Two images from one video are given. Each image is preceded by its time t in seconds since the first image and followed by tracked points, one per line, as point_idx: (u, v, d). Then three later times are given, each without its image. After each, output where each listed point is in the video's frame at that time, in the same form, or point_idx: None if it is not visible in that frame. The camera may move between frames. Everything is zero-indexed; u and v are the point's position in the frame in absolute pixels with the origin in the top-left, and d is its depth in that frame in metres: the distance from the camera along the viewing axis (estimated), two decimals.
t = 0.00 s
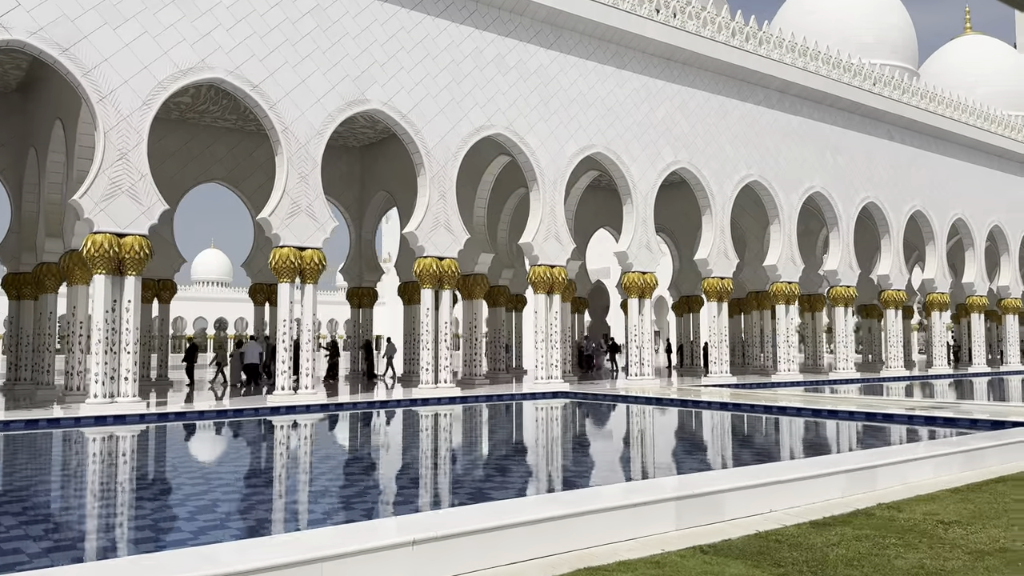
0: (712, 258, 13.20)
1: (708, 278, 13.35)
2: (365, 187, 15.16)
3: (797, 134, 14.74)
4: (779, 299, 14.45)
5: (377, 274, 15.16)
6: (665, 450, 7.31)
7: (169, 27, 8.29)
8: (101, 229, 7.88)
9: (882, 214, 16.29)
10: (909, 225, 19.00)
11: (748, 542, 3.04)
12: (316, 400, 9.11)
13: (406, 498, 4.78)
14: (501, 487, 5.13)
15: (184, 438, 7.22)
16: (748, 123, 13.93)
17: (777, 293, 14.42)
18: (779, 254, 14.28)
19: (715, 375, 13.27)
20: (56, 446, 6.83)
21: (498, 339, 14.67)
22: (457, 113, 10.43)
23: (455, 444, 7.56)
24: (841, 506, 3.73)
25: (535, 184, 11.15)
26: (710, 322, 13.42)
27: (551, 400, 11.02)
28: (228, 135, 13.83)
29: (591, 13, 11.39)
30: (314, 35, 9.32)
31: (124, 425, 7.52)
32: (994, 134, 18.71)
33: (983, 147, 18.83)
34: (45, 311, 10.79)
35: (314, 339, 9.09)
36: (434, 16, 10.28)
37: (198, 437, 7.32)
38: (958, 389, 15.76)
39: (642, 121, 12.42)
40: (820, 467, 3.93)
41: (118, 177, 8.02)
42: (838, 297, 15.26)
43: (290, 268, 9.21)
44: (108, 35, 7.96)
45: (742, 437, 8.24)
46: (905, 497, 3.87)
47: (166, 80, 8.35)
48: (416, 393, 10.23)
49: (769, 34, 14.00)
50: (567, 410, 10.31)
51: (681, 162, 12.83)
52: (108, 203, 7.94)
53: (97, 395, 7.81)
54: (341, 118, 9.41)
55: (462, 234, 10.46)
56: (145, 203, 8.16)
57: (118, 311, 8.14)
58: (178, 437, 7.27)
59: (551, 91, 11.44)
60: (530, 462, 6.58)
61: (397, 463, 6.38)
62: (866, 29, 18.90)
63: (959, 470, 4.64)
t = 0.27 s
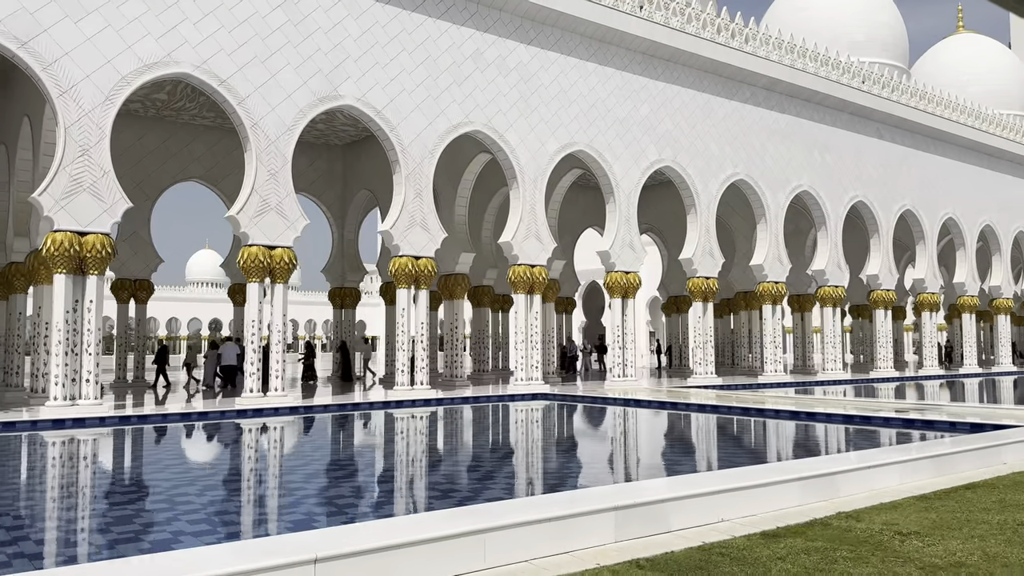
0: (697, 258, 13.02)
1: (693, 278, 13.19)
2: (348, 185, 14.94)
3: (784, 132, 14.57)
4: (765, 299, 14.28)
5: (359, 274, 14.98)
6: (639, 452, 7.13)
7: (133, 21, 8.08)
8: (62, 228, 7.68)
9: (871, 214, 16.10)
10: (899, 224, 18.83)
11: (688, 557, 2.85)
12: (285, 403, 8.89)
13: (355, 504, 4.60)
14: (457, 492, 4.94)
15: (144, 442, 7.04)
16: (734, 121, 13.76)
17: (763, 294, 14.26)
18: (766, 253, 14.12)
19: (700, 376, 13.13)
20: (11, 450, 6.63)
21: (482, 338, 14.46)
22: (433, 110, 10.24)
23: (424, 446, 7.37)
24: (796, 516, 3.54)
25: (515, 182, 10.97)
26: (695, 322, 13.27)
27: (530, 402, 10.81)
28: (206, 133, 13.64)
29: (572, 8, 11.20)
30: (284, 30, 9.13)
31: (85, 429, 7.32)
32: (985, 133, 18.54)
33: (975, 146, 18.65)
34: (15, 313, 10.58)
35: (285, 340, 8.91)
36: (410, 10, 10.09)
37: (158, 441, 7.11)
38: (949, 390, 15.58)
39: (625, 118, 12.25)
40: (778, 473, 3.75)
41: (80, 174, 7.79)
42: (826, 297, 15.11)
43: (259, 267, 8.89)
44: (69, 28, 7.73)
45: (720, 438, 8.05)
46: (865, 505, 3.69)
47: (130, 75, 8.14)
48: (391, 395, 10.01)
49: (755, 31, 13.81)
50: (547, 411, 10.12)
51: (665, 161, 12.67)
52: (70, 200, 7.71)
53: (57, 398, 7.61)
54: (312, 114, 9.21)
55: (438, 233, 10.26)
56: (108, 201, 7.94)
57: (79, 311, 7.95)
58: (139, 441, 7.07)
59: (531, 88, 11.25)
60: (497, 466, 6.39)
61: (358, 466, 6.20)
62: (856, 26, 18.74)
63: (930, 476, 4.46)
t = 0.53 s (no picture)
0: (681, 257, 12.84)
1: (677, 277, 13.01)
2: (329, 184, 14.73)
3: (770, 129, 14.38)
4: (751, 298, 14.10)
5: (341, 274, 14.78)
6: (609, 453, 6.91)
7: (94, 14, 7.88)
8: (20, 226, 7.50)
9: (860, 213, 15.82)
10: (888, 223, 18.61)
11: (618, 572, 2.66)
12: (252, 405, 8.67)
13: (297, 509, 4.40)
14: (406, 497, 4.74)
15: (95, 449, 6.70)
16: (719, 119, 13.56)
17: (748, 293, 14.08)
18: (752, 252, 13.94)
19: (684, 377, 12.96)
20: None
21: (466, 338, 14.23)
22: (408, 106, 10.04)
23: (388, 448, 7.15)
24: (746, 526, 3.35)
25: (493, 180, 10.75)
26: (679, 322, 13.11)
27: (507, 404, 10.51)
28: (184, 132, 13.49)
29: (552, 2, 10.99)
30: (253, 24, 8.92)
31: (43, 433, 7.10)
32: (975, 131, 18.33)
33: (966, 143, 18.42)
34: None
35: (251, 341, 8.79)
36: (383, 4, 9.89)
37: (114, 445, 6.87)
38: (937, 391, 15.38)
39: (607, 115, 12.05)
40: (732, 479, 3.56)
41: (38, 170, 7.60)
42: (813, 297, 14.91)
43: (225, 266, 8.78)
44: (27, 21, 7.53)
45: (695, 438, 7.82)
46: (822, 514, 3.50)
47: (91, 69, 7.94)
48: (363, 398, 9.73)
49: (740, 27, 13.62)
50: (525, 412, 9.90)
51: (649, 159, 12.49)
52: (28, 197, 7.52)
53: (13, 401, 7.43)
54: (282, 109, 9.01)
55: (414, 232, 10.03)
56: (68, 198, 7.75)
57: (38, 312, 7.76)
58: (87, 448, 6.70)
59: (510, 84, 11.05)
60: (458, 468, 6.17)
61: (315, 470, 5.97)
62: (844, 24, 18.59)
63: (897, 481, 4.26)
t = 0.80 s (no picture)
0: (664, 255, 12.68)
1: (660, 276, 12.83)
2: (309, 182, 14.52)
3: (756, 126, 14.18)
4: (736, 297, 13.92)
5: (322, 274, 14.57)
6: (576, 455, 6.72)
7: (52, 5, 7.65)
8: None
9: (847, 211, 15.65)
10: (875, 220, 18.46)
11: None
12: (217, 407, 8.45)
13: (232, 519, 4.20)
14: (352, 505, 4.55)
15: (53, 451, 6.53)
16: (703, 116, 13.36)
17: (733, 292, 13.91)
18: (736, 251, 13.80)
19: (668, 377, 12.77)
20: None
21: (449, 337, 14.05)
22: (381, 101, 9.81)
23: (351, 451, 6.94)
24: (692, 537, 3.17)
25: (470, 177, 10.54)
26: (663, 322, 12.92)
27: (485, 405, 10.26)
28: (161, 129, 13.33)
29: None
30: (219, 16, 8.69)
31: None
32: (964, 129, 18.15)
33: (955, 141, 18.24)
34: None
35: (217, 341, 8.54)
36: None
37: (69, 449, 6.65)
38: (925, 390, 15.22)
39: (588, 112, 11.85)
40: (678, 487, 3.38)
41: None
42: (799, 296, 14.78)
43: (189, 265, 8.56)
44: None
45: (668, 439, 7.62)
46: (775, 524, 3.31)
47: (49, 63, 7.72)
48: (335, 399, 9.48)
49: (725, 23, 13.41)
50: (501, 414, 9.69)
51: (632, 157, 12.30)
52: None
53: None
54: (249, 104, 8.79)
55: (388, 230, 9.79)
56: (24, 194, 7.55)
57: None
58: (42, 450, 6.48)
59: (487, 79, 10.83)
60: (417, 472, 5.96)
61: (268, 476, 5.75)
62: (833, 20, 18.39)
63: (860, 488, 4.08)
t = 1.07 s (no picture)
0: (646, 254, 12.49)
1: (642, 275, 12.65)
2: (289, 178, 14.31)
3: (741, 123, 14.01)
4: (720, 296, 13.74)
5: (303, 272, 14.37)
6: (544, 457, 6.53)
7: None
8: None
9: (833, 209, 15.46)
10: (863, 217, 18.32)
11: None
12: (182, 409, 8.19)
13: (165, 524, 4.04)
14: (295, 510, 4.39)
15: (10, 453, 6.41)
16: (686, 112, 13.19)
17: (718, 291, 13.74)
18: (721, 249, 13.63)
19: (649, 377, 12.57)
20: None
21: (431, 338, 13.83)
22: (353, 96, 9.59)
23: (313, 453, 6.75)
24: (627, 548, 3.01)
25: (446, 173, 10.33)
26: (645, 320, 12.74)
27: (460, 406, 10.03)
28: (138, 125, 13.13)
29: None
30: (184, 8, 8.47)
31: None
32: (953, 126, 17.98)
33: (944, 139, 18.07)
34: None
35: (181, 341, 8.28)
36: None
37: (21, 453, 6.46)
38: (913, 390, 15.04)
39: (567, 108, 11.66)
40: (618, 495, 3.23)
41: None
42: (785, 295, 14.60)
43: (151, 263, 8.24)
44: None
45: (640, 438, 7.43)
46: (719, 534, 3.15)
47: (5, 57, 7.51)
48: (305, 401, 9.24)
49: (707, 18, 13.23)
50: (476, 415, 9.49)
51: (613, 154, 12.13)
52: None
53: None
54: (215, 99, 8.57)
55: (360, 227, 9.59)
56: None
57: None
58: None
59: (464, 74, 10.63)
60: (374, 474, 5.77)
61: (220, 479, 5.58)
62: (822, 16, 18.23)
63: (818, 494, 3.92)
